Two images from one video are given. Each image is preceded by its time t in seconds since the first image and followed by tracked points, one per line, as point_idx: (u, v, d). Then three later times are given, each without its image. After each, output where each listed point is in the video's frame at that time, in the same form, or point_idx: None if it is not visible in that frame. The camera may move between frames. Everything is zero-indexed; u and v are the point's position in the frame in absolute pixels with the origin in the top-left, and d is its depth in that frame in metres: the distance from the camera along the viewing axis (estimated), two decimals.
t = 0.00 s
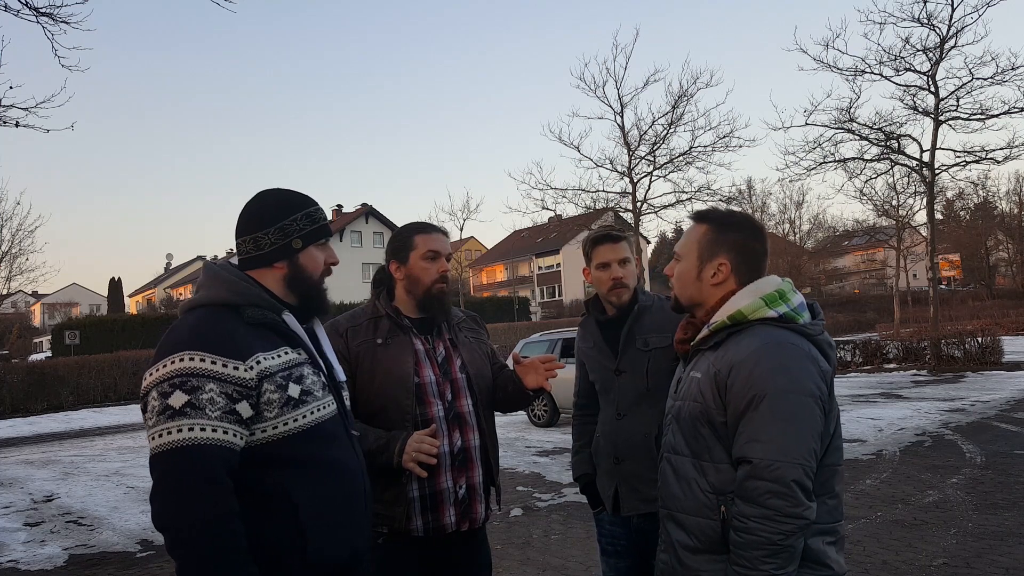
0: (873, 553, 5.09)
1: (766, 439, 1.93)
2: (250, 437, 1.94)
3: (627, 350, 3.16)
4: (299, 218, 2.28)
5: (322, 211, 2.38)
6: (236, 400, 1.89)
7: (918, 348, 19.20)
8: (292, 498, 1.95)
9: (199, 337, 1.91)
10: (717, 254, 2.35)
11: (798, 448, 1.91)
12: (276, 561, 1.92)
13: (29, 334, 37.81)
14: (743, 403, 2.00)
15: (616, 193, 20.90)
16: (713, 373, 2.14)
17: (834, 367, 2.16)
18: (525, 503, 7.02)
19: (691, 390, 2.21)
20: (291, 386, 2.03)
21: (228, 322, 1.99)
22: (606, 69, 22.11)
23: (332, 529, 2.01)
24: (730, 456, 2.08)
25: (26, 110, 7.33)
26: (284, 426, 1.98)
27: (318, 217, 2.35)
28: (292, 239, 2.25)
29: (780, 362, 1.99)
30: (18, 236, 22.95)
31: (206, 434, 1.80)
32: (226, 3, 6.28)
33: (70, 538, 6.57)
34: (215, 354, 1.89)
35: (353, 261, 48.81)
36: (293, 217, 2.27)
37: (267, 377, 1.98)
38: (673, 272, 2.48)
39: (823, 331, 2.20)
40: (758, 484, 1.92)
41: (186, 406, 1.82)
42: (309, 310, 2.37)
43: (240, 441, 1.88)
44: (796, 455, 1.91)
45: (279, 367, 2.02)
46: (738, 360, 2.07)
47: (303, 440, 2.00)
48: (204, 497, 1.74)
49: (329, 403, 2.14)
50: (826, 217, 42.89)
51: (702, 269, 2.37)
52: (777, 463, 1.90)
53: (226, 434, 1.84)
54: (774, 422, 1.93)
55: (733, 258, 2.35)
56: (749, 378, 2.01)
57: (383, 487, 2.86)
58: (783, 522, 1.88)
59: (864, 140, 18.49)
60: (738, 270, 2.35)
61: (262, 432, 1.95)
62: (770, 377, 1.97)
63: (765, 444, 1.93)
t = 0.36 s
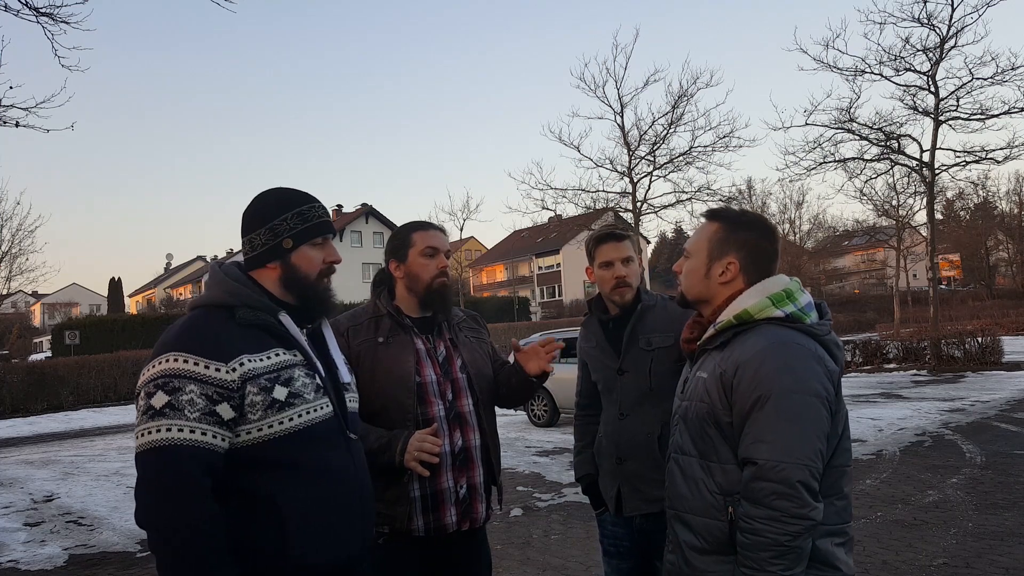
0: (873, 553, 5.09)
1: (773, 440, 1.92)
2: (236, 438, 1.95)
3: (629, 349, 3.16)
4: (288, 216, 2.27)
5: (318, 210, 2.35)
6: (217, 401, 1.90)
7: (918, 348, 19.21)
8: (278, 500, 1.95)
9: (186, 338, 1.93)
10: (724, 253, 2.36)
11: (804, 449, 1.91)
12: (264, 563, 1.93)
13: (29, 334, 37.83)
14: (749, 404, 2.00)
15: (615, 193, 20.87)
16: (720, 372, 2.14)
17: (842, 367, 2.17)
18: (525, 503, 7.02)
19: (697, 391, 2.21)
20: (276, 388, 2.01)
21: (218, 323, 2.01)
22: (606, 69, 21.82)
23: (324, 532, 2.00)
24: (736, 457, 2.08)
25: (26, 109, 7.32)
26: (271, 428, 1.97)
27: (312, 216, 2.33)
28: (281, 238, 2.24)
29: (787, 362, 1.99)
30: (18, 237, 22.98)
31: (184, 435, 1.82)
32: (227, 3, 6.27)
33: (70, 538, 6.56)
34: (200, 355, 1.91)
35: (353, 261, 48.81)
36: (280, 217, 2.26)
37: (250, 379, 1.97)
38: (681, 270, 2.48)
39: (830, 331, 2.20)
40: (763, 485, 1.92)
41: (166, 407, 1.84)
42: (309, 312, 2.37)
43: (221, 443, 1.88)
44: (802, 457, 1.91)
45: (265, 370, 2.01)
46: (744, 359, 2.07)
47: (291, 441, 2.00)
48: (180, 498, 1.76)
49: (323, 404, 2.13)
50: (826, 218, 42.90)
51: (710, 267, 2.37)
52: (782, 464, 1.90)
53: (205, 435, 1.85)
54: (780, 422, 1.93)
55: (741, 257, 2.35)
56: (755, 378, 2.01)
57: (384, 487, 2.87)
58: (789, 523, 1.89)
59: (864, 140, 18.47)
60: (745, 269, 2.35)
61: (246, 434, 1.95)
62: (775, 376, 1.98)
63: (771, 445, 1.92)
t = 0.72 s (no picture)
0: (873, 553, 5.09)
1: (775, 440, 1.92)
2: (232, 438, 1.95)
3: (627, 349, 3.16)
4: (270, 218, 2.26)
5: (301, 206, 2.30)
6: (211, 401, 1.90)
7: (918, 348, 19.20)
8: (274, 500, 1.95)
9: (183, 339, 1.94)
10: (725, 254, 2.35)
11: (806, 449, 1.91)
12: (262, 563, 1.92)
13: (29, 334, 37.84)
14: (751, 403, 2.00)
15: (616, 193, 20.88)
16: (722, 373, 2.14)
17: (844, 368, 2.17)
18: (525, 503, 7.01)
19: (700, 391, 2.21)
20: (272, 388, 2.01)
21: (217, 324, 2.02)
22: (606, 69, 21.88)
23: (324, 531, 2.00)
24: (739, 457, 2.08)
25: (26, 110, 7.32)
26: (267, 427, 1.98)
27: (293, 214, 2.27)
28: (263, 238, 2.24)
29: (790, 363, 1.99)
30: (18, 236, 23.00)
31: (177, 434, 1.83)
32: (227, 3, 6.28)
33: (70, 538, 6.56)
34: (197, 355, 1.92)
35: (353, 260, 48.80)
36: (264, 219, 2.26)
37: (246, 379, 1.97)
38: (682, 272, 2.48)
39: (833, 331, 2.20)
40: (766, 485, 1.92)
41: (161, 406, 1.85)
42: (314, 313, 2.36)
43: (216, 442, 1.88)
44: (805, 457, 1.91)
45: (262, 370, 2.01)
46: (745, 360, 2.07)
47: (288, 441, 1.99)
48: (174, 495, 1.77)
49: (322, 405, 2.12)
50: (826, 218, 42.93)
51: (710, 268, 2.37)
52: (785, 464, 1.90)
53: (200, 435, 1.86)
54: (783, 422, 1.93)
55: (741, 257, 2.35)
56: (758, 377, 2.01)
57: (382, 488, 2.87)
58: (792, 523, 1.88)
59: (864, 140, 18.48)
60: (746, 268, 2.35)
61: (243, 433, 1.95)
62: (777, 376, 1.97)
63: (774, 445, 1.92)
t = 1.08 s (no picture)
0: (873, 553, 5.09)
1: (777, 440, 1.92)
2: (230, 436, 1.95)
3: (621, 351, 3.15)
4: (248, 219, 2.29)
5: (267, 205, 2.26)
6: (207, 400, 1.89)
7: (918, 348, 19.20)
8: (271, 501, 1.95)
9: (182, 339, 1.95)
10: (725, 254, 2.35)
11: (808, 450, 1.91)
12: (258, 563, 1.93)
13: (29, 334, 37.85)
14: (753, 403, 2.00)
15: (615, 193, 20.88)
16: (723, 374, 2.13)
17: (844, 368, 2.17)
18: (525, 503, 7.02)
19: (700, 392, 2.21)
20: (268, 389, 2.00)
21: (214, 324, 2.02)
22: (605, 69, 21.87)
23: (323, 531, 2.00)
24: (740, 458, 2.08)
25: (26, 111, 7.34)
26: (265, 427, 1.97)
27: (256, 217, 2.25)
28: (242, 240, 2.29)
29: (792, 363, 1.99)
30: (18, 237, 23.00)
31: (173, 432, 1.83)
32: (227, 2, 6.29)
33: (70, 538, 6.56)
34: (195, 356, 1.92)
35: (353, 260, 48.78)
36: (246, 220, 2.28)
37: (242, 378, 1.97)
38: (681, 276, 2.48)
39: (833, 331, 2.20)
40: (767, 485, 1.92)
41: (158, 405, 1.86)
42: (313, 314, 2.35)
43: (215, 442, 1.89)
44: (806, 457, 1.91)
45: (259, 370, 2.01)
46: (748, 361, 2.06)
47: (286, 441, 1.99)
48: (171, 495, 1.77)
49: (320, 405, 2.11)
50: (826, 217, 42.89)
51: (709, 268, 2.38)
52: (788, 465, 1.90)
53: (197, 434, 1.86)
54: (784, 422, 1.93)
55: (739, 256, 2.35)
56: (760, 378, 2.01)
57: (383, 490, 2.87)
58: (794, 524, 1.88)
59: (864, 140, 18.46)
60: (745, 267, 2.35)
61: (240, 432, 1.95)
62: (780, 376, 1.97)
63: (776, 445, 1.92)
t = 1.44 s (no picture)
0: (873, 553, 5.09)
1: (779, 440, 1.93)
2: (220, 437, 1.97)
3: (628, 361, 3.15)
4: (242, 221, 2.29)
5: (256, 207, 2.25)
6: (196, 402, 1.92)
7: (918, 348, 19.21)
8: (263, 501, 1.96)
9: (177, 343, 1.98)
10: (723, 254, 2.36)
11: (809, 450, 1.91)
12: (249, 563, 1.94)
13: (29, 334, 37.86)
14: (754, 403, 2.01)
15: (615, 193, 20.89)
16: (725, 374, 2.14)
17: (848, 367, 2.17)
18: (525, 503, 7.02)
19: (702, 392, 2.21)
20: (257, 389, 2.00)
21: (208, 326, 2.04)
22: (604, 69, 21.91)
23: (320, 530, 2.01)
24: (742, 458, 2.08)
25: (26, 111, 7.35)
26: (253, 428, 1.97)
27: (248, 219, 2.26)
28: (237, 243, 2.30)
29: (793, 363, 1.99)
30: (18, 236, 23.01)
31: (162, 433, 1.87)
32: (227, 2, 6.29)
33: (69, 538, 6.56)
34: (187, 358, 1.95)
35: (353, 260, 48.77)
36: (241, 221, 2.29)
37: (230, 380, 1.97)
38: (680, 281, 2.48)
39: (835, 331, 2.20)
40: (768, 485, 1.92)
41: (150, 407, 1.90)
42: (311, 314, 2.33)
43: (206, 443, 1.91)
44: (807, 458, 1.91)
45: (248, 372, 2.01)
46: (748, 361, 2.07)
47: (276, 442, 1.99)
48: (162, 495, 1.82)
49: (312, 405, 2.10)
50: (826, 217, 42.87)
51: (708, 271, 2.38)
52: (788, 465, 1.90)
53: (186, 435, 1.89)
54: (784, 422, 1.93)
55: (738, 255, 2.35)
56: (760, 377, 2.01)
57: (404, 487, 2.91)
58: (794, 525, 1.89)
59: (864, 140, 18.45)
60: (743, 266, 2.36)
61: (230, 433, 1.97)
62: (780, 376, 1.98)
63: (777, 445, 1.92)
